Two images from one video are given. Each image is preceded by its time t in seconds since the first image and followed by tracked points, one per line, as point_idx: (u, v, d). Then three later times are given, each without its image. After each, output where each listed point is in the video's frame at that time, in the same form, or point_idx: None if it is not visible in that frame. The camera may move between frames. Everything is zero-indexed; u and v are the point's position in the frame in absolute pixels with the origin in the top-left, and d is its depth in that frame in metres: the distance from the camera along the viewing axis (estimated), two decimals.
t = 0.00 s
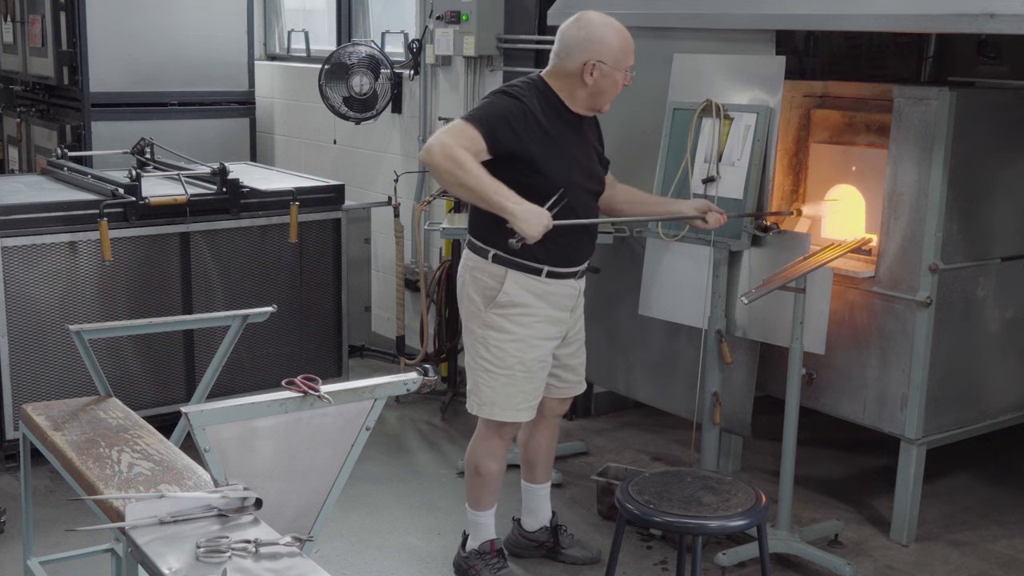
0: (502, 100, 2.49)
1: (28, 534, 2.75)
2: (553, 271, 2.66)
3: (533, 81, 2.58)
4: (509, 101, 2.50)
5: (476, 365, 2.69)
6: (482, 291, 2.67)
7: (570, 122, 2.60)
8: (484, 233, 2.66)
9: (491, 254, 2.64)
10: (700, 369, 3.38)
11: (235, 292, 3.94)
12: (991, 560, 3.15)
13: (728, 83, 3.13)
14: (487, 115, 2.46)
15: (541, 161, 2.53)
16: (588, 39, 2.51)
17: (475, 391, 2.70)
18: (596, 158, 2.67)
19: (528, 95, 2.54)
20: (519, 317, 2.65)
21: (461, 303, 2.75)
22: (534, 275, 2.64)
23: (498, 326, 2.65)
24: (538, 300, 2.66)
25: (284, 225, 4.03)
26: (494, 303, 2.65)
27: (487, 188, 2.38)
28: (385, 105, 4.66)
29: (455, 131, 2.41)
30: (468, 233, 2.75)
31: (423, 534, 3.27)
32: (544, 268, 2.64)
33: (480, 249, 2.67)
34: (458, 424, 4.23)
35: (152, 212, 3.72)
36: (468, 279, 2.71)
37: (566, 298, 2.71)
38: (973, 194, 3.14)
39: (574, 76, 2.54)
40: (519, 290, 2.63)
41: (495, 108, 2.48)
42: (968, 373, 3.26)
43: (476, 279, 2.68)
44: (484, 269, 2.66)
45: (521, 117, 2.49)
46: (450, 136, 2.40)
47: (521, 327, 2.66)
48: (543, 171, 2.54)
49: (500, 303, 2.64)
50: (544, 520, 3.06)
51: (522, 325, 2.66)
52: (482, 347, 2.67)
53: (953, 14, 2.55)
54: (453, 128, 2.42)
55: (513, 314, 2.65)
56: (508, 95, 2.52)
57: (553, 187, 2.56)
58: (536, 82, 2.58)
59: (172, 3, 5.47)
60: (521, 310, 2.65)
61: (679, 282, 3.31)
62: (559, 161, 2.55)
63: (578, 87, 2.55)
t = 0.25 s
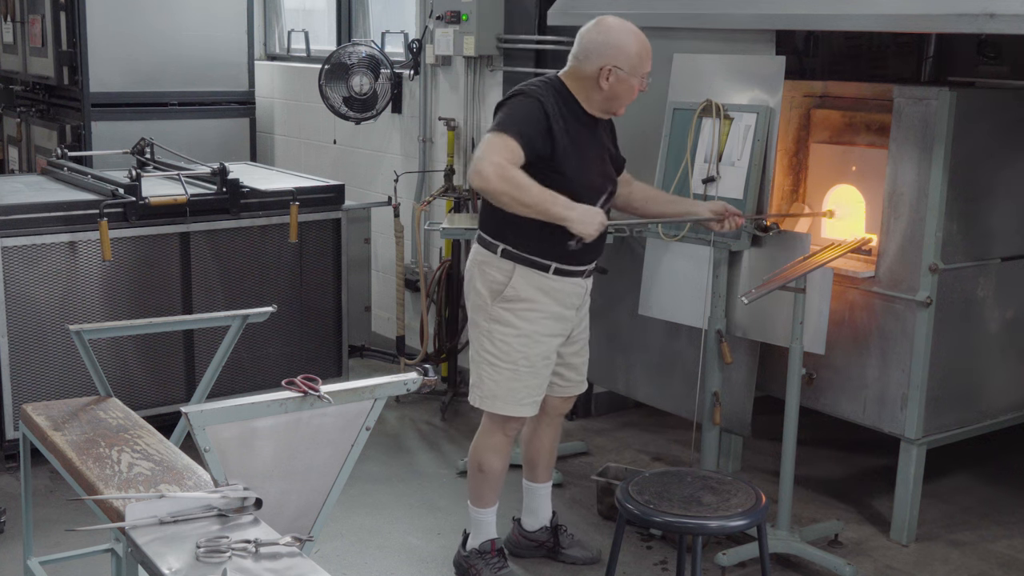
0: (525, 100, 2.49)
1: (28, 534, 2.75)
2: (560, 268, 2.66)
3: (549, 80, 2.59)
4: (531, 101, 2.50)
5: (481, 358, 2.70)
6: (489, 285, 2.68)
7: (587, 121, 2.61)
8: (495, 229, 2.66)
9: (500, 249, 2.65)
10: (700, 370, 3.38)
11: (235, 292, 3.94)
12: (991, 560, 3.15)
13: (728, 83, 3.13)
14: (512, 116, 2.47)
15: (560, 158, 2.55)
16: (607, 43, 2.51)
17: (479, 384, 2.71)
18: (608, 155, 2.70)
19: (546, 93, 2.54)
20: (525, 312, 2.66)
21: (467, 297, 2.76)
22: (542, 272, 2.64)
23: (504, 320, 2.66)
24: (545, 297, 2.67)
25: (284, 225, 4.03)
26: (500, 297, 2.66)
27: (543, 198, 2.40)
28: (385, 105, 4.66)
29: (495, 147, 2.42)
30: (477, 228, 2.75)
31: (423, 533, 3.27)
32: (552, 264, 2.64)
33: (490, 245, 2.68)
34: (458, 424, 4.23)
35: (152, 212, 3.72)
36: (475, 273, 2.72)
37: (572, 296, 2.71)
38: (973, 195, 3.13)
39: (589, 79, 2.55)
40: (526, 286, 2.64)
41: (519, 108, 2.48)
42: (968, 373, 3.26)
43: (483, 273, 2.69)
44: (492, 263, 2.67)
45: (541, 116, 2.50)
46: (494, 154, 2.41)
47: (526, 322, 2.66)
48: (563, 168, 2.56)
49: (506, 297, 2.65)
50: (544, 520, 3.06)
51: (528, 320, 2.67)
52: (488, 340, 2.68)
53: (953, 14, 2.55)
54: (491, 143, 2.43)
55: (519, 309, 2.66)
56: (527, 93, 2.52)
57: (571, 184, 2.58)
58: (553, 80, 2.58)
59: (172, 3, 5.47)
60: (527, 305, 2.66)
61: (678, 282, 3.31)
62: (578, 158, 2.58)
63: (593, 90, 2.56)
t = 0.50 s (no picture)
0: (545, 107, 2.50)
1: (28, 534, 2.75)
2: (569, 266, 2.67)
3: (560, 80, 2.58)
4: (548, 107, 2.51)
5: (489, 356, 2.70)
6: (498, 283, 2.68)
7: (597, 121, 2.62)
8: (505, 228, 2.66)
9: (509, 246, 2.65)
10: (700, 370, 3.38)
11: (234, 292, 3.94)
12: (991, 560, 3.15)
13: (728, 82, 3.13)
14: (533, 127, 2.48)
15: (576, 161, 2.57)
16: (618, 47, 2.52)
17: (487, 381, 2.70)
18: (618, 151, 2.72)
19: (560, 95, 2.54)
20: (533, 310, 2.66)
21: (474, 296, 2.76)
22: (550, 270, 2.65)
23: (512, 318, 2.67)
24: (553, 294, 2.67)
25: (284, 225, 4.03)
26: (510, 294, 2.66)
27: (581, 225, 2.53)
28: (385, 105, 4.66)
29: (529, 175, 2.48)
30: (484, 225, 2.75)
31: (423, 533, 3.27)
32: (560, 263, 2.65)
33: (500, 242, 2.68)
34: (458, 424, 4.23)
35: (152, 212, 3.72)
36: (483, 271, 2.72)
37: (579, 293, 2.72)
38: (972, 195, 3.14)
39: (598, 81, 2.55)
40: (535, 283, 2.65)
41: (540, 115, 2.49)
42: (968, 373, 3.26)
43: (492, 271, 2.69)
44: (501, 261, 2.67)
45: (559, 122, 2.51)
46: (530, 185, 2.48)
47: (534, 320, 2.67)
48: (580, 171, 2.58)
49: (515, 294, 2.65)
50: (544, 520, 3.06)
51: (536, 318, 2.67)
52: (495, 337, 2.68)
53: (953, 14, 2.55)
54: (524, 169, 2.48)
55: (527, 306, 2.66)
56: (543, 96, 2.52)
57: (585, 186, 2.60)
58: (562, 81, 2.58)
59: (172, 3, 5.47)
60: (536, 302, 2.66)
61: (678, 282, 3.30)
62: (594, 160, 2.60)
63: (601, 92, 2.56)
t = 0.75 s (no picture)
0: (546, 106, 2.50)
1: (28, 534, 2.75)
2: (571, 264, 2.67)
3: (561, 80, 2.59)
4: (549, 106, 2.51)
5: (494, 354, 2.69)
6: (502, 281, 2.68)
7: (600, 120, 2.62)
8: (507, 226, 2.66)
9: (512, 245, 2.65)
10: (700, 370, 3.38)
11: (234, 292, 3.94)
12: (990, 560, 3.15)
13: (728, 82, 3.13)
14: (534, 126, 2.48)
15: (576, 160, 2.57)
16: (620, 48, 2.51)
17: (492, 380, 2.70)
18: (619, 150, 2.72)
19: (561, 94, 2.54)
20: (538, 308, 2.67)
21: (478, 294, 2.75)
22: (553, 268, 2.65)
23: (517, 316, 2.67)
24: (558, 293, 2.68)
25: (284, 225, 4.02)
26: (514, 293, 2.66)
27: (579, 227, 2.53)
28: (385, 105, 4.66)
29: (528, 174, 2.48)
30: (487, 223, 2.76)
31: (423, 534, 3.27)
32: (563, 261, 2.66)
33: (501, 241, 2.68)
34: (458, 424, 4.23)
35: (152, 212, 3.72)
36: (487, 270, 2.72)
37: (583, 291, 2.73)
38: (972, 195, 3.13)
39: (600, 81, 2.55)
40: (540, 282, 2.65)
41: (541, 114, 2.49)
42: (968, 373, 3.26)
43: (497, 270, 2.69)
44: (505, 260, 2.67)
45: (560, 121, 2.52)
46: (529, 185, 2.48)
47: (539, 318, 2.67)
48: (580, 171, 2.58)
49: (520, 293, 2.65)
50: (543, 520, 3.06)
51: (541, 316, 2.67)
52: (501, 336, 2.68)
53: (953, 14, 2.55)
54: (523, 168, 2.48)
55: (532, 304, 2.66)
56: (544, 95, 2.52)
57: (586, 185, 2.61)
58: (564, 81, 2.58)
59: (172, 3, 5.47)
60: (542, 301, 2.66)
61: (679, 282, 3.30)
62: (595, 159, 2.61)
63: (603, 93, 2.56)
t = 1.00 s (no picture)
0: (541, 108, 2.50)
1: (28, 534, 2.75)
2: (567, 263, 2.67)
3: (556, 81, 2.58)
4: (545, 108, 2.51)
5: (490, 354, 2.69)
6: (498, 281, 2.68)
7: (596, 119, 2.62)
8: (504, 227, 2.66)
9: (508, 245, 2.65)
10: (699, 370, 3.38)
11: (234, 292, 3.94)
12: (991, 560, 3.15)
13: (728, 82, 3.13)
14: (529, 129, 2.48)
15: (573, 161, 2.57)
16: (614, 48, 2.50)
17: (489, 380, 2.70)
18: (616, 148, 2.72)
19: (556, 95, 2.54)
20: (533, 308, 2.66)
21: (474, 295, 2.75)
22: (549, 267, 2.65)
23: (512, 316, 2.66)
24: (552, 292, 2.67)
25: (284, 225, 4.02)
26: (509, 293, 2.66)
27: (577, 227, 2.55)
28: (385, 105, 4.66)
29: (525, 177, 2.48)
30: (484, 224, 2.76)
31: (423, 533, 3.27)
32: (559, 260, 2.66)
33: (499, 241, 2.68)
34: (458, 424, 4.23)
35: (152, 212, 3.72)
36: (483, 270, 2.72)
37: (579, 292, 2.72)
38: (973, 195, 3.13)
39: (593, 80, 2.54)
40: (535, 281, 2.65)
41: (536, 117, 2.49)
42: (968, 373, 3.26)
43: (492, 270, 2.69)
44: (501, 260, 2.68)
45: (555, 123, 2.51)
46: (527, 188, 2.49)
47: (534, 317, 2.67)
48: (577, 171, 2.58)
49: (515, 292, 2.65)
50: (542, 520, 3.06)
51: (536, 316, 2.67)
52: (497, 336, 2.67)
53: (953, 14, 2.55)
54: (520, 171, 2.49)
55: (527, 304, 2.66)
56: (539, 97, 2.52)
57: (583, 185, 2.60)
58: (559, 81, 2.58)
59: (172, 3, 5.47)
60: (537, 300, 2.66)
61: (678, 282, 3.30)
62: (593, 158, 2.61)
63: (596, 92, 2.56)
